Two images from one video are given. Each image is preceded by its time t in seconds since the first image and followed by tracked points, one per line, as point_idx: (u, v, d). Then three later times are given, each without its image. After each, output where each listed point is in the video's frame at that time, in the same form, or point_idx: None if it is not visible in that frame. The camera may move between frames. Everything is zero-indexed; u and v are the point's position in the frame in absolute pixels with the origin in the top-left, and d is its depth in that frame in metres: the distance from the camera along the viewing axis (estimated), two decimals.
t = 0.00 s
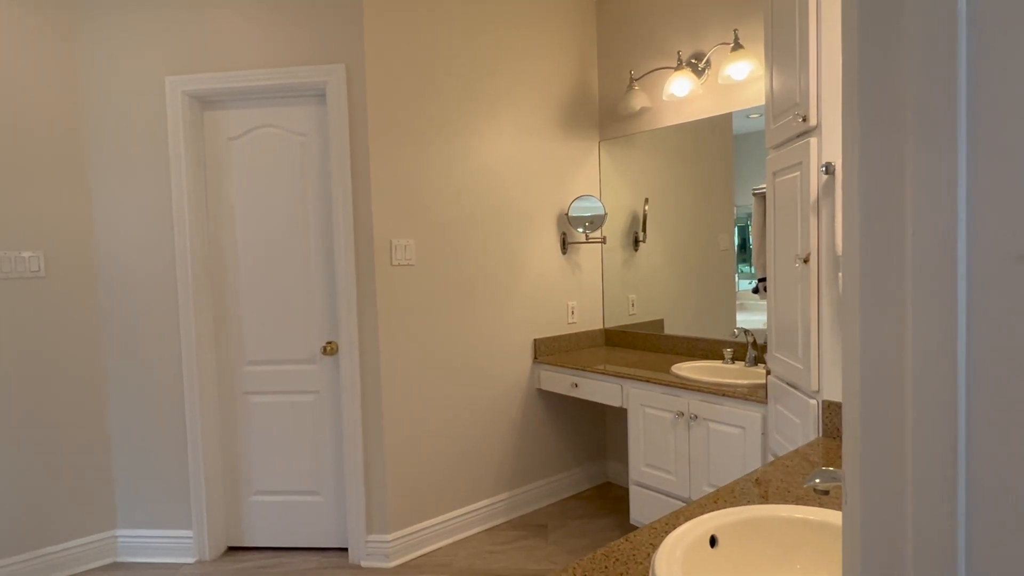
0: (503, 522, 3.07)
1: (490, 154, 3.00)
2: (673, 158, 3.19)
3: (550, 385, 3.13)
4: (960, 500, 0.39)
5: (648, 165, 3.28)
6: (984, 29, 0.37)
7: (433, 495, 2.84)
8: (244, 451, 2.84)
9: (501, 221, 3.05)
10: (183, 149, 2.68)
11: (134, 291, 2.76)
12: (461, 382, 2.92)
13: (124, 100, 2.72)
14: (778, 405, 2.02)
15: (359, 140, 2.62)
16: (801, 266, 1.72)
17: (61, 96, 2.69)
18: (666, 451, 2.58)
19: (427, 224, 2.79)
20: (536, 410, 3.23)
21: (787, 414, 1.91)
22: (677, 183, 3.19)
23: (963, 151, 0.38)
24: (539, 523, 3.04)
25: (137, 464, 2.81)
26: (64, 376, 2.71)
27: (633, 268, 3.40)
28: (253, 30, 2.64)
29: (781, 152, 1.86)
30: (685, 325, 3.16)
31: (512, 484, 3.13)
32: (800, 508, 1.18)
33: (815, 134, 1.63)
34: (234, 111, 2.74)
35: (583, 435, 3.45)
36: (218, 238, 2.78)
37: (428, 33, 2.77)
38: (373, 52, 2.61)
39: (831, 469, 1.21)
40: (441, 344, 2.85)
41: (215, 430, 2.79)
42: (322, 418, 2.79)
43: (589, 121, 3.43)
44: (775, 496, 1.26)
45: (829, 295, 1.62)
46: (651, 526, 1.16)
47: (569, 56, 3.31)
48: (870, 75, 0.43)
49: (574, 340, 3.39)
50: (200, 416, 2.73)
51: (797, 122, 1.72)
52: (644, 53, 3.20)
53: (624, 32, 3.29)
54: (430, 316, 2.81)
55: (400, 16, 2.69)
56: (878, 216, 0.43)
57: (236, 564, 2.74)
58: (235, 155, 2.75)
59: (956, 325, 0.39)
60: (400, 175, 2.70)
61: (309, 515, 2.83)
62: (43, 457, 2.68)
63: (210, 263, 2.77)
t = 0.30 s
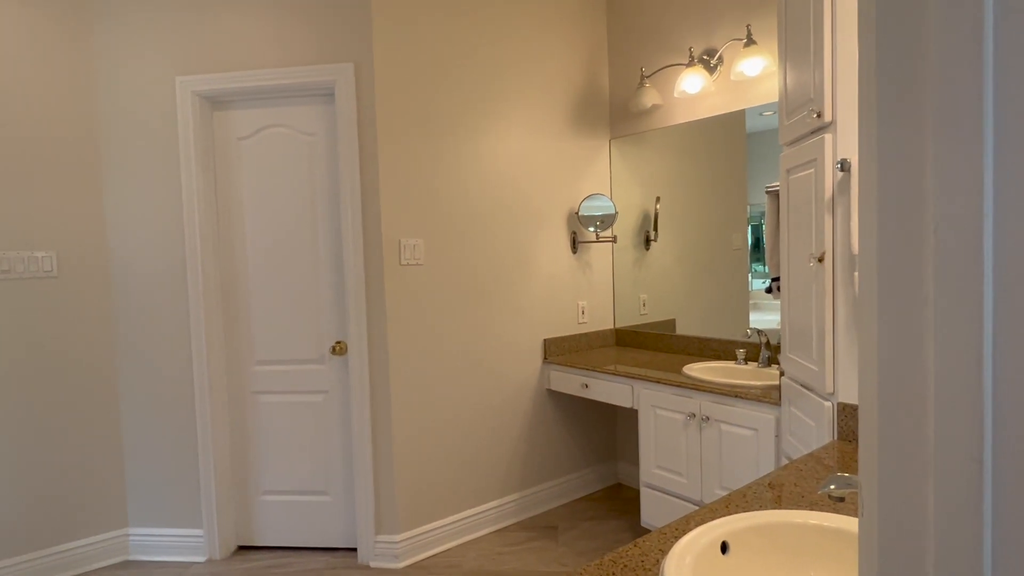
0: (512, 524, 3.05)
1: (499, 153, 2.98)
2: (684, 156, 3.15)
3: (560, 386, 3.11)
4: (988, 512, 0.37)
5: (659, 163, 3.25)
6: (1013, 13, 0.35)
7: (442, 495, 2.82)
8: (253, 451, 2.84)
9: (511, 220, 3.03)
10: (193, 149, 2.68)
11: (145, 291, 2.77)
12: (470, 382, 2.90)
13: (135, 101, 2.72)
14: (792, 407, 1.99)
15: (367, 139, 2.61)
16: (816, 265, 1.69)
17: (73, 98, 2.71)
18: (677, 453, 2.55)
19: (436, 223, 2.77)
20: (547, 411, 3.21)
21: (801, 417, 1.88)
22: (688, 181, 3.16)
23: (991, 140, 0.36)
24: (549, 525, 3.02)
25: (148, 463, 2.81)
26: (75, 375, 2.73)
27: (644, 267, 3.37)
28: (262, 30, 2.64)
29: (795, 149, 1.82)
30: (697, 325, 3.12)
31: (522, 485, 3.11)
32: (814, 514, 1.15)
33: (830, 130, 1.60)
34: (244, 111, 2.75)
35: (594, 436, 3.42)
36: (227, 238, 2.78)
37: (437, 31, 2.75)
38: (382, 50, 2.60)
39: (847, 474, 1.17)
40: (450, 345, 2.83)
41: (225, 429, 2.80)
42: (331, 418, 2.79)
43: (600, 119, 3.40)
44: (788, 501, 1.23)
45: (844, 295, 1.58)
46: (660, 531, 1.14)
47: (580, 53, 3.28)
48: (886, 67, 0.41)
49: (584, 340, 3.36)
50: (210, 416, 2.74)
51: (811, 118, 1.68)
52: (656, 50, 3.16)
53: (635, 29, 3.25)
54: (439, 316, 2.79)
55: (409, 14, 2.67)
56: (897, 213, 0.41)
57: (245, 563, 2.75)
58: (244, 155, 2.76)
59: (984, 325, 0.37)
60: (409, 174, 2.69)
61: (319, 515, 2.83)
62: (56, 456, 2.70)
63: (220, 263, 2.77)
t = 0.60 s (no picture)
0: (523, 523, 3.03)
1: (510, 150, 2.97)
2: (697, 153, 3.12)
3: (571, 385, 3.09)
4: (1006, 516, 0.35)
5: (671, 160, 3.22)
6: None
7: (452, 494, 2.82)
8: (264, 448, 2.85)
9: (521, 217, 3.02)
10: (204, 148, 2.69)
11: (157, 288, 2.78)
12: (480, 380, 2.89)
13: (147, 101, 2.74)
14: (805, 407, 1.95)
15: (377, 137, 2.60)
16: (830, 263, 1.65)
17: (87, 97, 2.73)
18: (689, 453, 2.52)
19: (446, 221, 2.76)
20: (557, 410, 3.19)
21: (815, 417, 1.85)
22: (701, 179, 3.12)
23: (1012, 128, 0.34)
24: (559, 524, 3.00)
25: (160, 460, 2.84)
26: (89, 372, 2.75)
27: (656, 266, 3.34)
28: (273, 28, 2.64)
29: (809, 145, 1.79)
30: (710, 323, 3.09)
31: (532, 484, 3.09)
32: (827, 517, 1.12)
33: (845, 125, 1.56)
34: (254, 109, 2.75)
35: (605, 436, 3.40)
36: (238, 236, 2.79)
37: (446, 28, 2.74)
38: (391, 48, 2.59)
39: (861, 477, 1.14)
40: (459, 343, 2.82)
41: (236, 427, 2.81)
42: (341, 416, 2.79)
43: (612, 116, 3.37)
44: (801, 503, 1.20)
45: (859, 294, 1.55)
46: (670, 533, 1.12)
47: (591, 49, 3.25)
48: (899, 50, 0.39)
49: (595, 338, 3.34)
50: (221, 414, 2.75)
51: (825, 113, 1.65)
52: (668, 45, 3.13)
53: (646, 25, 3.22)
54: (449, 315, 2.78)
55: (418, 11, 2.66)
56: (911, 203, 0.39)
57: (257, 560, 2.76)
58: (255, 154, 2.76)
59: (1003, 321, 0.35)
60: (419, 172, 2.68)
61: (329, 513, 2.83)
62: (71, 452, 2.72)
63: (231, 261, 2.78)
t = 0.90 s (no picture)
0: (539, 521, 3.03)
1: (527, 148, 2.96)
2: (716, 150, 3.08)
3: (588, 383, 3.07)
4: None
5: (690, 157, 3.19)
6: None
7: (468, 491, 2.82)
8: (283, 444, 2.87)
9: (538, 215, 3.01)
10: (224, 146, 2.72)
11: (179, 285, 2.82)
12: (496, 377, 2.89)
13: (169, 99, 2.78)
14: (826, 407, 1.92)
15: (394, 135, 2.61)
16: (852, 261, 1.62)
17: (111, 96, 2.77)
18: (707, 453, 2.50)
19: (463, 218, 2.77)
20: (574, 408, 3.18)
21: (836, 417, 1.82)
22: (721, 176, 3.09)
23: None
24: (575, 523, 3.00)
25: (182, 454, 2.88)
26: (112, 367, 2.80)
27: (674, 263, 3.31)
28: (291, 27, 2.66)
29: (831, 140, 1.76)
30: (729, 322, 3.05)
31: (548, 482, 3.09)
32: (846, 518, 1.10)
33: (868, 120, 1.53)
34: (273, 108, 2.78)
35: (622, 434, 3.38)
36: (258, 234, 2.81)
37: (464, 25, 2.74)
38: (408, 46, 2.60)
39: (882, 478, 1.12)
40: (476, 341, 2.82)
41: (256, 422, 2.84)
42: (358, 412, 2.80)
43: (630, 112, 3.34)
44: (821, 505, 1.18)
45: (882, 292, 1.52)
46: (686, 533, 1.10)
47: (609, 45, 3.23)
48: (918, 33, 0.38)
49: (613, 337, 3.32)
50: (241, 408, 2.78)
51: (848, 107, 1.62)
52: (687, 41, 3.10)
53: (665, 21, 3.19)
54: (465, 312, 2.78)
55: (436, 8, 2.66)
56: (933, 191, 0.38)
57: (275, 554, 2.79)
58: (274, 152, 2.79)
59: None
60: (436, 169, 2.68)
61: (346, 508, 2.85)
62: (95, 446, 2.78)
63: (251, 257, 2.81)
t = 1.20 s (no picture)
0: (555, 518, 3.03)
1: (545, 145, 2.95)
2: (737, 147, 3.05)
3: (605, 381, 3.06)
4: None
5: (710, 155, 3.17)
6: None
7: (485, 487, 2.83)
8: (302, 438, 2.91)
9: (556, 213, 3.00)
10: (246, 144, 2.75)
11: (201, 281, 2.86)
12: (513, 375, 2.90)
13: (192, 98, 2.82)
14: (847, 408, 1.90)
15: (413, 132, 2.62)
16: (875, 260, 1.60)
17: (137, 95, 2.82)
18: (725, 452, 2.48)
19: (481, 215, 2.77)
20: (591, 406, 3.17)
21: (857, 418, 1.80)
22: (742, 173, 3.06)
23: None
24: (591, 521, 2.99)
25: (204, 447, 2.92)
26: (136, 362, 2.85)
27: (693, 261, 3.29)
28: (312, 26, 2.68)
29: (854, 137, 1.73)
30: (748, 321, 3.03)
31: (564, 480, 3.09)
32: (867, 521, 1.09)
33: (893, 116, 1.51)
34: (294, 106, 2.80)
35: (639, 433, 3.37)
36: (278, 231, 2.85)
37: (484, 22, 2.74)
38: (428, 43, 2.61)
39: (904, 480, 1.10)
40: (493, 338, 2.83)
41: (276, 416, 2.88)
42: (376, 408, 2.83)
43: (649, 109, 3.32)
44: (841, 506, 1.17)
45: (907, 291, 1.49)
46: (703, 532, 1.10)
47: (628, 42, 3.21)
48: (942, 26, 0.37)
49: (630, 334, 3.31)
50: (261, 403, 2.82)
51: (872, 104, 1.59)
52: (708, 37, 3.07)
53: (686, 17, 3.17)
54: (483, 309, 2.79)
55: (455, 6, 2.67)
56: (957, 187, 0.37)
57: (294, 546, 2.82)
58: (295, 150, 2.81)
59: None
60: (454, 167, 2.69)
61: (364, 502, 2.88)
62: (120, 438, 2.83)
63: (272, 254, 2.84)
